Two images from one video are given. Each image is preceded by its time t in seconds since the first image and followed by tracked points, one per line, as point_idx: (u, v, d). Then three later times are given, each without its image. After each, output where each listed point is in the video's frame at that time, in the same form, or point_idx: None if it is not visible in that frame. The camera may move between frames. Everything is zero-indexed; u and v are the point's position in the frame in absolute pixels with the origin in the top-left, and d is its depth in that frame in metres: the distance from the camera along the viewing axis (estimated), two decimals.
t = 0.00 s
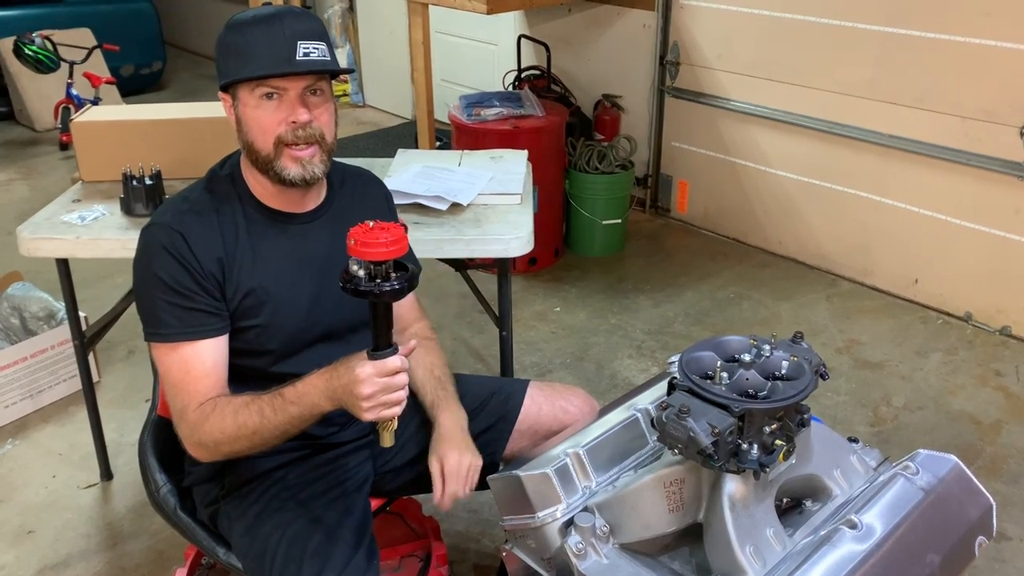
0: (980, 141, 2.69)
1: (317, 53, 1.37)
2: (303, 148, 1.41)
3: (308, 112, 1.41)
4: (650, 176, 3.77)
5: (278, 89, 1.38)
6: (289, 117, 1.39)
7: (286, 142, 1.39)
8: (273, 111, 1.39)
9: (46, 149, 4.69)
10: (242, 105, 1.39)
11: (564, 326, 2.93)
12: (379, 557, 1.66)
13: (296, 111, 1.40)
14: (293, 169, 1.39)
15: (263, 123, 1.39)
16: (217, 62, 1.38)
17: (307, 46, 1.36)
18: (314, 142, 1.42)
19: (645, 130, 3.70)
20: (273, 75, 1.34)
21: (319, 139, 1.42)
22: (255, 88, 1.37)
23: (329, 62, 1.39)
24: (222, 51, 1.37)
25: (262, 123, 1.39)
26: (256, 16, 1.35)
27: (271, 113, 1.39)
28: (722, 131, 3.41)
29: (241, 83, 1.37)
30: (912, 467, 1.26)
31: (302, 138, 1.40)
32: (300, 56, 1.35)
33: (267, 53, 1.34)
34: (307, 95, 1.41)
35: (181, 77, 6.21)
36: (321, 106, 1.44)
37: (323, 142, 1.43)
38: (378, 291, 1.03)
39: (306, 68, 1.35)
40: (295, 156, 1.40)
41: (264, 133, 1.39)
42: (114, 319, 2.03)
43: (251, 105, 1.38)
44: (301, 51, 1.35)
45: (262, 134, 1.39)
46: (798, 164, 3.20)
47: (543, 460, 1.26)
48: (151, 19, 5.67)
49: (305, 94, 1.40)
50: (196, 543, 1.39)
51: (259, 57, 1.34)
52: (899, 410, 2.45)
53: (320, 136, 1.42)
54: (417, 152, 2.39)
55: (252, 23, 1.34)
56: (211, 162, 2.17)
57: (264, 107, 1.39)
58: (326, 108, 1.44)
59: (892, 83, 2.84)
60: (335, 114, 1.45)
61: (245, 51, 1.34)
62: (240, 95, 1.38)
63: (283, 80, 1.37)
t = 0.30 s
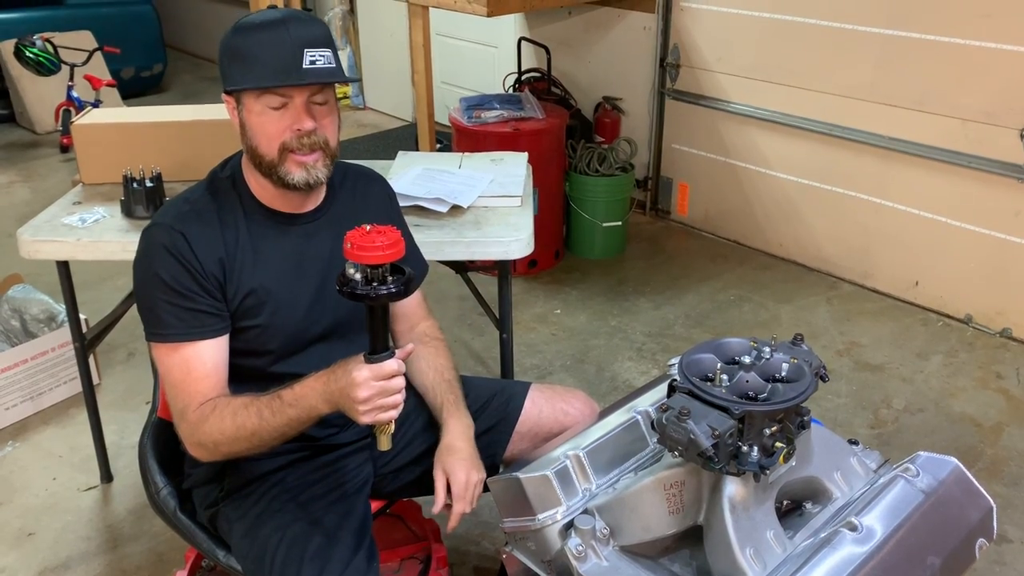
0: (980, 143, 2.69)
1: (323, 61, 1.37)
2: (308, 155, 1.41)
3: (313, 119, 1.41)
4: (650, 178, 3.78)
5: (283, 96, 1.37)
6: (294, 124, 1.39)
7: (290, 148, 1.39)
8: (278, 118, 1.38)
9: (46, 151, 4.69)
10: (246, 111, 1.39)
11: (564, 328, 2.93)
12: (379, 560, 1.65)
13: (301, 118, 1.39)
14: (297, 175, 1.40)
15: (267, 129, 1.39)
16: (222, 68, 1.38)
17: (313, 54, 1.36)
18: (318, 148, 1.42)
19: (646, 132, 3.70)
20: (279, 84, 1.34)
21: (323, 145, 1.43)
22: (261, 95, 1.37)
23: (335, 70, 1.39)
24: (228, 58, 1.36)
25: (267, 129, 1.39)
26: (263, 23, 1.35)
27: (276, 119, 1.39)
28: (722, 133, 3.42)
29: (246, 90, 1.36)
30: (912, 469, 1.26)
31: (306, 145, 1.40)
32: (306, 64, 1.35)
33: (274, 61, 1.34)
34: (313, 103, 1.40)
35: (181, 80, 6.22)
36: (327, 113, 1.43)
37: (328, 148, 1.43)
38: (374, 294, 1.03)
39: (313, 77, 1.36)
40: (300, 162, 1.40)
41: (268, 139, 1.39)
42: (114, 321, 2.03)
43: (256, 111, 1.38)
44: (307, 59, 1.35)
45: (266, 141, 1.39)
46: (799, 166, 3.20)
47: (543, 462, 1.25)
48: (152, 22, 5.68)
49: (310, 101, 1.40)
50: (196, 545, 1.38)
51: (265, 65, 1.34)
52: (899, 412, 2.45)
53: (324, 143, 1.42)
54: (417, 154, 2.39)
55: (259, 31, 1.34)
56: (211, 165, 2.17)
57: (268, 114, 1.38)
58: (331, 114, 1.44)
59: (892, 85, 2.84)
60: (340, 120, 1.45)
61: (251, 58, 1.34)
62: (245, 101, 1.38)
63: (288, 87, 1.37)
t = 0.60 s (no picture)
0: (981, 144, 2.69)
1: (335, 69, 1.38)
2: (321, 160, 1.41)
3: (327, 126, 1.41)
4: (651, 179, 3.78)
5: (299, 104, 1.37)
6: (309, 132, 1.39)
7: (305, 154, 1.39)
8: (293, 126, 1.38)
9: (47, 153, 4.70)
10: (260, 118, 1.37)
11: (564, 329, 2.93)
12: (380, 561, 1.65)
13: (317, 125, 1.39)
14: (312, 180, 1.41)
15: (282, 136, 1.38)
16: (235, 74, 1.35)
17: (327, 62, 1.37)
18: (332, 154, 1.42)
19: (646, 133, 3.71)
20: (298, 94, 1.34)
21: (335, 150, 1.43)
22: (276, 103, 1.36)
23: (346, 78, 1.40)
24: (242, 64, 1.34)
25: (281, 136, 1.38)
26: (278, 31, 1.34)
27: (290, 126, 1.38)
28: (723, 134, 3.42)
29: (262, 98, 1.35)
30: (912, 470, 1.26)
31: (320, 151, 1.41)
32: (322, 74, 1.36)
33: (291, 71, 1.33)
34: (326, 110, 1.40)
35: (182, 81, 6.22)
36: (337, 119, 1.44)
37: (339, 152, 1.44)
38: (379, 296, 1.03)
39: (328, 87, 1.37)
40: (314, 167, 1.41)
41: (282, 146, 1.38)
42: (114, 323, 2.03)
43: (270, 118, 1.37)
44: (323, 68, 1.36)
45: (280, 148, 1.38)
46: (799, 167, 3.20)
47: (543, 463, 1.25)
48: (152, 24, 5.68)
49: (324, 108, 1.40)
50: (196, 546, 1.38)
51: (282, 74, 1.33)
52: (899, 413, 2.45)
53: (336, 148, 1.43)
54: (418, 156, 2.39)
55: (275, 39, 1.33)
56: (212, 166, 2.18)
57: (283, 121, 1.37)
58: (341, 119, 1.45)
59: (892, 86, 2.85)
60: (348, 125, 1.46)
61: (268, 67, 1.33)
62: (259, 108, 1.36)
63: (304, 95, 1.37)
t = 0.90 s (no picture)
0: (982, 144, 2.69)
1: (346, 67, 1.41)
2: (331, 159, 1.43)
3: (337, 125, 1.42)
4: (652, 179, 3.78)
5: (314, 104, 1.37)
6: (322, 131, 1.39)
7: (318, 154, 1.40)
8: (307, 126, 1.38)
9: (48, 153, 4.70)
10: (273, 117, 1.35)
11: (565, 330, 2.93)
12: (381, 561, 1.65)
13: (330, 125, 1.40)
14: (322, 179, 1.42)
15: (296, 136, 1.37)
16: (249, 73, 1.33)
17: (341, 61, 1.39)
18: (340, 152, 1.44)
19: (647, 133, 3.71)
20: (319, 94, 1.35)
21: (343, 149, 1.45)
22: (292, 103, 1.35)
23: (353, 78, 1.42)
24: (258, 63, 1.33)
25: (296, 137, 1.37)
26: (296, 31, 1.34)
27: (305, 126, 1.37)
28: (724, 134, 3.42)
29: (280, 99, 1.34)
30: (914, 471, 1.26)
31: (331, 150, 1.42)
32: (338, 73, 1.38)
33: (309, 70, 1.34)
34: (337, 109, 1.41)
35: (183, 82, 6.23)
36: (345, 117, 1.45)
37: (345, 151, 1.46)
38: (369, 290, 1.03)
39: (343, 85, 1.39)
40: (323, 166, 1.42)
41: (295, 146, 1.38)
42: (115, 323, 2.03)
43: (285, 118, 1.36)
44: (338, 67, 1.38)
45: (294, 148, 1.38)
46: (800, 168, 3.20)
47: (545, 463, 1.25)
48: (154, 24, 5.69)
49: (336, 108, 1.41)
50: (198, 546, 1.39)
51: (301, 74, 1.33)
52: (901, 413, 2.45)
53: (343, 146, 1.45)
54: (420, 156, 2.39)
55: (294, 38, 1.33)
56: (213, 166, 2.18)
57: (298, 121, 1.37)
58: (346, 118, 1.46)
59: (892, 86, 2.85)
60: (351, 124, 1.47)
61: (288, 67, 1.33)
62: (275, 108, 1.35)
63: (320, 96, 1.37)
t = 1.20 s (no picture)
0: (984, 144, 2.69)
1: (344, 71, 1.40)
2: (330, 163, 1.42)
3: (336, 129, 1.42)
4: (654, 179, 3.78)
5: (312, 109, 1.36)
6: (320, 135, 1.39)
7: (316, 158, 1.40)
8: (305, 130, 1.37)
9: (50, 152, 4.70)
10: (271, 121, 1.35)
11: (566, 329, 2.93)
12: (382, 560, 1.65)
13: (328, 130, 1.40)
14: (320, 184, 1.42)
15: (293, 139, 1.37)
16: (247, 75, 1.33)
17: (339, 65, 1.38)
18: (338, 156, 1.44)
19: (648, 132, 3.71)
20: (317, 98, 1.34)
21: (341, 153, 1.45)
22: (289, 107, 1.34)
23: (353, 82, 1.42)
24: (256, 67, 1.32)
25: (293, 141, 1.37)
26: (294, 35, 1.33)
27: (303, 130, 1.37)
28: (726, 134, 3.41)
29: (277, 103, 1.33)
30: (916, 471, 1.26)
31: (329, 154, 1.41)
32: (336, 77, 1.37)
33: (307, 74, 1.33)
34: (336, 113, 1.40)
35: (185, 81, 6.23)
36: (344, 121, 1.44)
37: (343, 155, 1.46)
38: (366, 289, 1.03)
39: (341, 90, 1.38)
40: (322, 171, 1.42)
41: (293, 150, 1.38)
42: (117, 322, 2.03)
43: (282, 122, 1.36)
44: (336, 71, 1.37)
45: (293, 152, 1.38)
46: (802, 167, 3.20)
47: (547, 462, 1.25)
48: (156, 23, 5.69)
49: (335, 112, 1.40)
50: (199, 546, 1.39)
51: (299, 79, 1.33)
52: (902, 413, 2.45)
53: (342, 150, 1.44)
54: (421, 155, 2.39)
55: (292, 43, 1.32)
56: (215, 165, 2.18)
57: (296, 124, 1.36)
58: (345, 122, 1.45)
59: (894, 85, 2.84)
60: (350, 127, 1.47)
61: (285, 71, 1.32)
62: (273, 112, 1.35)
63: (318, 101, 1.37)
